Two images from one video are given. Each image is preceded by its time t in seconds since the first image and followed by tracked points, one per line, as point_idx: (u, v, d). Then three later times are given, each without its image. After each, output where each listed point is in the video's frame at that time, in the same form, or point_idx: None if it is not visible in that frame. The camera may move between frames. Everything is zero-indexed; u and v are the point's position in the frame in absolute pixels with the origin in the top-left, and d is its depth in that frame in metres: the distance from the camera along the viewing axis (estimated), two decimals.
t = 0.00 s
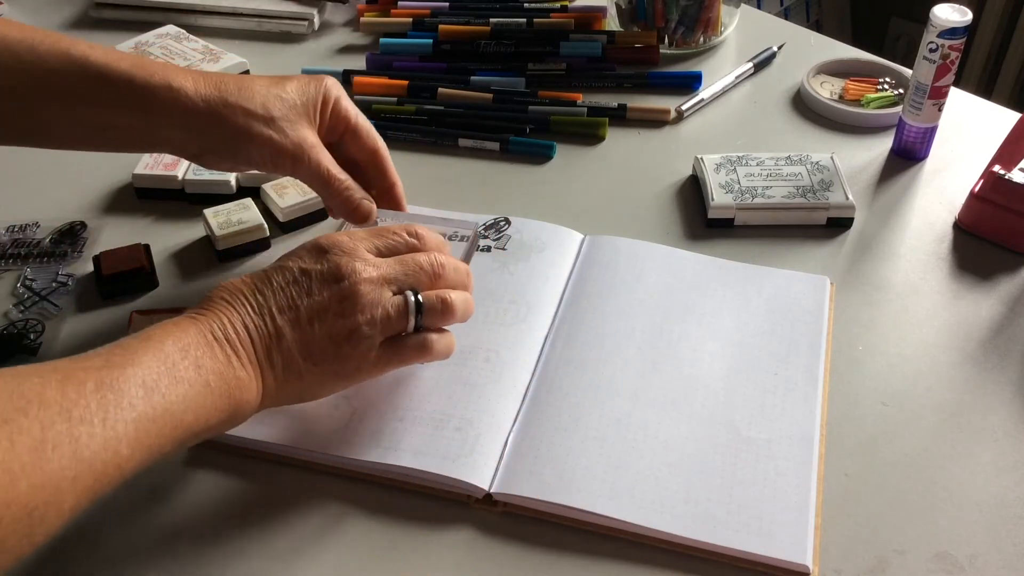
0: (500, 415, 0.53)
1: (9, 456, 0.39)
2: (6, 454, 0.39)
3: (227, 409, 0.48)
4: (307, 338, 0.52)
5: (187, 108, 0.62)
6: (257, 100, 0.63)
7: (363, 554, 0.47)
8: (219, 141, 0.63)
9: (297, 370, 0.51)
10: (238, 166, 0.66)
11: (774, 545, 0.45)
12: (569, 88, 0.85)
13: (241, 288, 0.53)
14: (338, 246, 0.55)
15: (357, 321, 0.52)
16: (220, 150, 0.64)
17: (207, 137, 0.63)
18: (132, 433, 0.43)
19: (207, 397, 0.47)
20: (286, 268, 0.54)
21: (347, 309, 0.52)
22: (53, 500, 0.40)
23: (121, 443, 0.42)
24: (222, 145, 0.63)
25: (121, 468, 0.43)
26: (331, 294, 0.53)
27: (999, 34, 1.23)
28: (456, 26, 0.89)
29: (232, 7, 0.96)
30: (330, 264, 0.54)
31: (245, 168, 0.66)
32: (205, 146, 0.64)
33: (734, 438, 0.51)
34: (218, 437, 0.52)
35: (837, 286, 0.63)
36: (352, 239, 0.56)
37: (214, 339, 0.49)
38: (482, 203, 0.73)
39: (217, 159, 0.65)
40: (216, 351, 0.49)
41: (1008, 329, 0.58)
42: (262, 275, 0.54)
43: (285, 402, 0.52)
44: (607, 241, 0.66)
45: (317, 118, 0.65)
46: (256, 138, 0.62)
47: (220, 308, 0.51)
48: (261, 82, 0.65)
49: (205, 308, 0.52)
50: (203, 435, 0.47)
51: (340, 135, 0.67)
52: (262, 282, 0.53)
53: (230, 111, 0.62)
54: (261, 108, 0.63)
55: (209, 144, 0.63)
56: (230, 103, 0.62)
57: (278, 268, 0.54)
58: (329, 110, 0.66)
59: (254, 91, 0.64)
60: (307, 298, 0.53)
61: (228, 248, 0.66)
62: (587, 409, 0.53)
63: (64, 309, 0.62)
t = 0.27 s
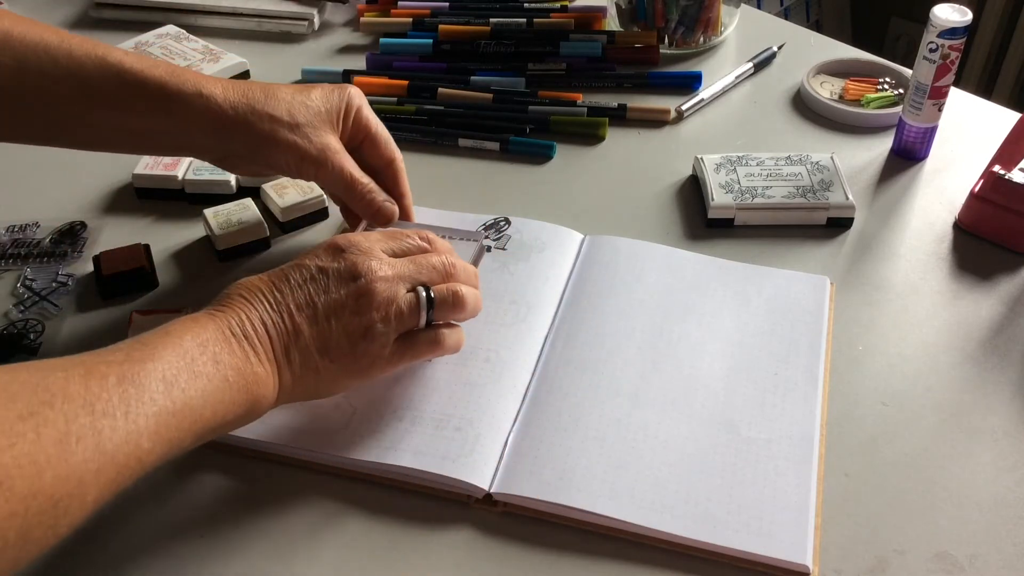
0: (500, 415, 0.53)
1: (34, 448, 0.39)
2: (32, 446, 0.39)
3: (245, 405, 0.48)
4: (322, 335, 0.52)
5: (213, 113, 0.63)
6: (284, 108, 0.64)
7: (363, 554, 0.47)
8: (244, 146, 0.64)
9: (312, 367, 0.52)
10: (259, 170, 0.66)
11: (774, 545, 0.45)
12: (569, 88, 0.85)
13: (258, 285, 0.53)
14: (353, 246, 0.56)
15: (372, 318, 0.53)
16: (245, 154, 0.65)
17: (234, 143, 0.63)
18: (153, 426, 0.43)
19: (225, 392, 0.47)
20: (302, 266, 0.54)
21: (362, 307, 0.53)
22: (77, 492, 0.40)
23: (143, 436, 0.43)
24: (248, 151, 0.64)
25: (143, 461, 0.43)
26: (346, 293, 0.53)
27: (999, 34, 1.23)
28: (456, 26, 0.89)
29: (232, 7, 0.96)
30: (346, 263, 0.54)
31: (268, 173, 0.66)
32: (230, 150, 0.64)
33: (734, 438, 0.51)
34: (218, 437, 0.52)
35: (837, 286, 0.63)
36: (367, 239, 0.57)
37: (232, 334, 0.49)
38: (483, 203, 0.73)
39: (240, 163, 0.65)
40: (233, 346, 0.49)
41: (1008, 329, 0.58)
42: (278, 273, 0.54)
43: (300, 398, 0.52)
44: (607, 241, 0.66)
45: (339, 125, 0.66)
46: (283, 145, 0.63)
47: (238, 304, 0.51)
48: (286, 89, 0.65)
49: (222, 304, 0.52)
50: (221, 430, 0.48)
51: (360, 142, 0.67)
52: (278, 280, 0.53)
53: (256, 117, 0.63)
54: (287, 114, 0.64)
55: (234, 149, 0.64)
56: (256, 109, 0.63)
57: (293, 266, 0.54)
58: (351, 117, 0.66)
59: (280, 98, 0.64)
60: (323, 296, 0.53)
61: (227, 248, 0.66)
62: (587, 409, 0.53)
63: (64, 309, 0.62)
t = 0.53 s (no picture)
0: (500, 415, 0.53)
1: (40, 443, 0.39)
2: (38, 442, 0.39)
3: (247, 402, 0.48)
4: (323, 332, 0.52)
5: (217, 109, 0.63)
6: (288, 105, 0.64)
7: (363, 554, 0.47)
8: (248, 143, 0.64)
9: (313, 364, 0.52)
10: (261, 168, 0.66)
11: (774, 545, 0.45)
12: (569, 88, 0.85)
13: (260, 283, 0.53)
14: (350, 243, 0.55)
15: (372, 316, 0.53)
16: (247, 151, 0.64)
17: (238, 140, 0.63)
18: (156, 423, 0.43)
19: (226, 388, 0.47)
20: (300, 264, 0.54)
21: (362, 304, 0.53)
22: (82, 487, 0.40)
23: (146, 433, 0.43)
24: (251, 147, 0.64)
25: (146, 458, 0.43)
26: (346, 290, 0.53)
27: (999, 34, 1.23)
28: (456, 26, 0.89)
29: (233, 7, 0.96)
30: (346, 261, 0.54)
31: (270, 170, 0.66)
32: (233, 147, 0.64)
33: (734, 438, 0.51)
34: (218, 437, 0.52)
35: (837, 286, 0.63)
36: (368, 238, 0.56)
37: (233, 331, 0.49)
38: (483, 203, 0.73)
39: (242, 160, 0.65)
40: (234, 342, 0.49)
41: (1008, 329, 0.58)
42: (279, 271, 0.54)
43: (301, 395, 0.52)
44: (607, 241, 0.66)
45: (343, 124, 0.66)
46: (286, 143, 0.63)
47: (239, 301, 0.51)
48: (292, 87, 0.66)
49: (223, 301, 0.52)
50: (222, 427, 0.48)
51: (363, 140, 0.67)
52: (278, 278, 0.53)
53: (260, 114, 0.63)
54: (291, 112, 0.64)
55: (236, 145, 0.64)
56: (261, 106, 0.63)
57: (293, 264, 0.54)
58: (355, 116, 0.66)
59: (285, 96, 0.64)
60: (322, 293, 0.53)
61: (227, 248, 0.66)
62: (587, 409, 0.53)
63: (64, 309, 0.62)
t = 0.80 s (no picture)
0: (500, 415, 0.53)
1: (43, 447, 0.39)
2: (41, 445, 0.39)
3: (248, 406, 0.48)
4: (324, 337, 0.52)
5: (221, 110, 0.62)
6: (291, 105, 0.64)
7: (362, 553, 0.47)
8: (250, 143, 0.63)
9: (314, 369, 0.51)
10: (263, 168, 0.66)
11: (774, 545, 0.45)
12: (569, 88, 0.85)
13: (262, 287, 0.53)
14: (351, 249, 0.55)
15: (374, 322, 0.53)
16: (250, 151, 0.64)
17: (240, 139, 0.63)
18: (158, 427, 0.43)
19: (227, 392, 0.47)
20: (302, 269, 0.54)
21: (364, 310, 0.53)
22: (84, 491, 0.40)
23: (147, 437, 0.43)
24: (254, 147, 0.64)
25: (148, 462, 0.43)
26: (348, 295, 0.53)
27: (999, 34, 1.23)
28: (456, 26, 0.89)
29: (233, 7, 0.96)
30: (348, 267, 0.54)
31: (273, 170, 0.66)
32: (235, 147, 0.64)
33: (734, 438, 0.51)
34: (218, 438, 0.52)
35: (837, 286, 0.63)
36: (370, 244, 0.56)
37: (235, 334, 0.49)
38: (483, 203, 0.73)
39: (245, 159, 0.65)
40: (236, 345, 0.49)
41: (1008, 329, 0.58)
42: (281, 275, 0.54)
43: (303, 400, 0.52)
44: (607, 241, 0.66)
45: (346, 124, 0.66)
46: (289, 143, 0.63)
47: (241, 305, 0.51)
48: (294, 88, 0.65)
49: (225, 304, 0.52)
50: (223, 431, 0.47)
51: (366, 141, 0.67)
52: (280, 281, 0.53)
53: (263, 115, 0.63)
54: (293, 112, 0.63)
55: (238, 145, 0.64)
56: (264, 107, 0.63)
57: (294, 270, 0.54)
58: (358, 116, 0.66)
59: (288, 96, 0.64)
60: (324, 298, 0.53)
61: (227, 248, 0.66)
62: (587, 409, 0.53)
63: (64, 309, 0.62)
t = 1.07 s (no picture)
0: (500, 415, 0.53)
1: (48, 446, 0.39)
2: (47, 444, 0.39)
3: (252, 407, 0.48)
4: (329, 338, 0.52)
5: (224, 111, 0.62)
6: (294, 106, 0.64)
7: (363, 553, 0.47)
8: (253, 144, 0.63)
9: (319, 370, 0.51)
10: (265, 168, 0.66)
11: (775, 545, 0.45)
12: (569, 88, 0.85)
13: (266, 288, 0.53)
14: (357, 250, 0.55)
15: (379, 323, 0.53)
16: (252, 152, 0.64)
17: (243, 140, 0.63)
18: (163, 427, 0.43)
19: (232, 393, 0.47)
20: (307, 270, 0.54)
21: (369, 312, 0.53)
22: (89, 491, 0.40)
23: (153, 437, 0.43)
24: (256, 148, 0.64)
25: (153, 462, 0.43)
26: (353, 296, 0.53)
27: (999, 34, 1.23)
28: (456, 26, 0.89)
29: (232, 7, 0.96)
30: (354, 269, 0.54)
31: (275, 170, 0.66)
32: (238, 148, 0.64)
33: (734, 438, 0.51)
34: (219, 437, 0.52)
35: (837, 286, 0.63)
36: (375, 246, 0.56)
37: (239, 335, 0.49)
38: (483, 203, 0.73)
39: (247, 160, 0.65)
40: (241, 346, 0.49)
41: (1008, 329, 0.58)
42: (285, 276, 0.54)
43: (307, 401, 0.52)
44: (607, 241, 0.66)
45: (349, 126, 0.65)
46: (291, 144, 0.63)
47: (245, 306, 0.51)
48: (298, 89, 0.65)
49: (229, 305, 0.52)
50: (227, 431, 0.47)
51: (368, 142, 0.67)
52: (285, 282, 0.53)
53: (267, 116, 0.63)
54: (296, 113, 0.63)
55: (241, 146, 0.64)
56: (268, 108, 0.63)
57: (299, 270, 0.54)
58: (361, 118, 0.66)
59: (291, 97, 0.64)
60: (329, 299, 0.53)
61: (227, 248, 0.66)
62: (588, 409, 0.53)
63: (64, 309, 0.62)
